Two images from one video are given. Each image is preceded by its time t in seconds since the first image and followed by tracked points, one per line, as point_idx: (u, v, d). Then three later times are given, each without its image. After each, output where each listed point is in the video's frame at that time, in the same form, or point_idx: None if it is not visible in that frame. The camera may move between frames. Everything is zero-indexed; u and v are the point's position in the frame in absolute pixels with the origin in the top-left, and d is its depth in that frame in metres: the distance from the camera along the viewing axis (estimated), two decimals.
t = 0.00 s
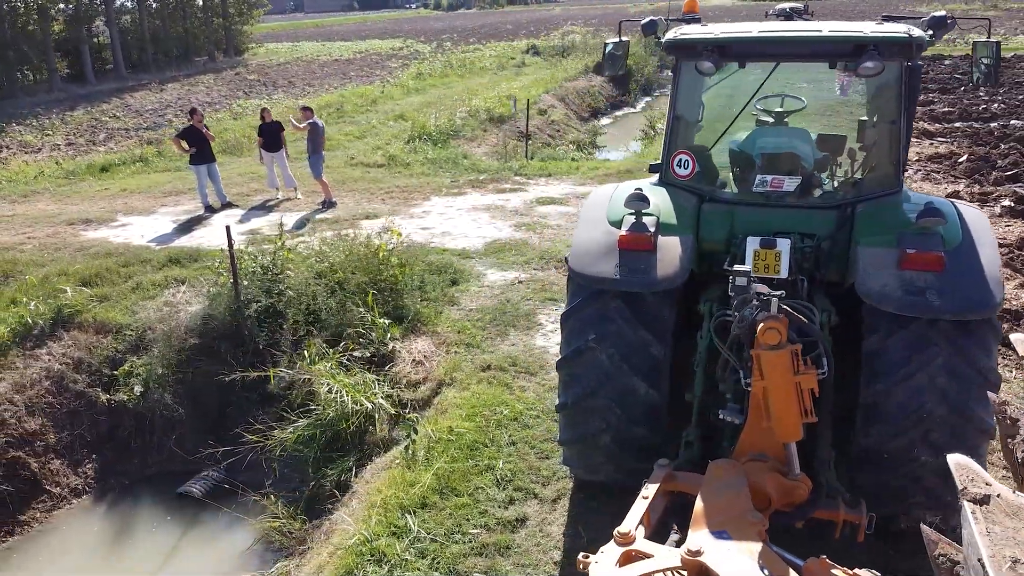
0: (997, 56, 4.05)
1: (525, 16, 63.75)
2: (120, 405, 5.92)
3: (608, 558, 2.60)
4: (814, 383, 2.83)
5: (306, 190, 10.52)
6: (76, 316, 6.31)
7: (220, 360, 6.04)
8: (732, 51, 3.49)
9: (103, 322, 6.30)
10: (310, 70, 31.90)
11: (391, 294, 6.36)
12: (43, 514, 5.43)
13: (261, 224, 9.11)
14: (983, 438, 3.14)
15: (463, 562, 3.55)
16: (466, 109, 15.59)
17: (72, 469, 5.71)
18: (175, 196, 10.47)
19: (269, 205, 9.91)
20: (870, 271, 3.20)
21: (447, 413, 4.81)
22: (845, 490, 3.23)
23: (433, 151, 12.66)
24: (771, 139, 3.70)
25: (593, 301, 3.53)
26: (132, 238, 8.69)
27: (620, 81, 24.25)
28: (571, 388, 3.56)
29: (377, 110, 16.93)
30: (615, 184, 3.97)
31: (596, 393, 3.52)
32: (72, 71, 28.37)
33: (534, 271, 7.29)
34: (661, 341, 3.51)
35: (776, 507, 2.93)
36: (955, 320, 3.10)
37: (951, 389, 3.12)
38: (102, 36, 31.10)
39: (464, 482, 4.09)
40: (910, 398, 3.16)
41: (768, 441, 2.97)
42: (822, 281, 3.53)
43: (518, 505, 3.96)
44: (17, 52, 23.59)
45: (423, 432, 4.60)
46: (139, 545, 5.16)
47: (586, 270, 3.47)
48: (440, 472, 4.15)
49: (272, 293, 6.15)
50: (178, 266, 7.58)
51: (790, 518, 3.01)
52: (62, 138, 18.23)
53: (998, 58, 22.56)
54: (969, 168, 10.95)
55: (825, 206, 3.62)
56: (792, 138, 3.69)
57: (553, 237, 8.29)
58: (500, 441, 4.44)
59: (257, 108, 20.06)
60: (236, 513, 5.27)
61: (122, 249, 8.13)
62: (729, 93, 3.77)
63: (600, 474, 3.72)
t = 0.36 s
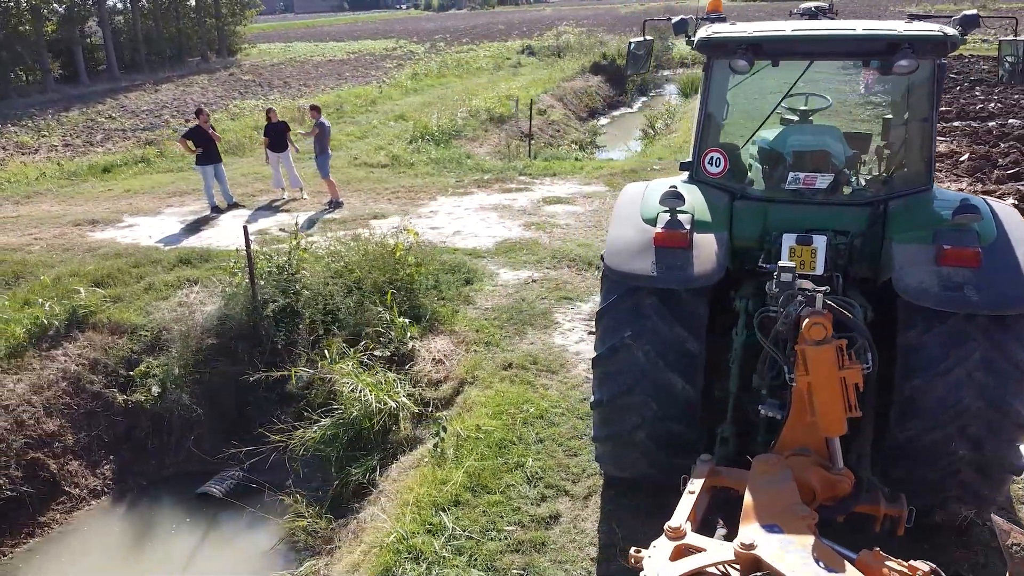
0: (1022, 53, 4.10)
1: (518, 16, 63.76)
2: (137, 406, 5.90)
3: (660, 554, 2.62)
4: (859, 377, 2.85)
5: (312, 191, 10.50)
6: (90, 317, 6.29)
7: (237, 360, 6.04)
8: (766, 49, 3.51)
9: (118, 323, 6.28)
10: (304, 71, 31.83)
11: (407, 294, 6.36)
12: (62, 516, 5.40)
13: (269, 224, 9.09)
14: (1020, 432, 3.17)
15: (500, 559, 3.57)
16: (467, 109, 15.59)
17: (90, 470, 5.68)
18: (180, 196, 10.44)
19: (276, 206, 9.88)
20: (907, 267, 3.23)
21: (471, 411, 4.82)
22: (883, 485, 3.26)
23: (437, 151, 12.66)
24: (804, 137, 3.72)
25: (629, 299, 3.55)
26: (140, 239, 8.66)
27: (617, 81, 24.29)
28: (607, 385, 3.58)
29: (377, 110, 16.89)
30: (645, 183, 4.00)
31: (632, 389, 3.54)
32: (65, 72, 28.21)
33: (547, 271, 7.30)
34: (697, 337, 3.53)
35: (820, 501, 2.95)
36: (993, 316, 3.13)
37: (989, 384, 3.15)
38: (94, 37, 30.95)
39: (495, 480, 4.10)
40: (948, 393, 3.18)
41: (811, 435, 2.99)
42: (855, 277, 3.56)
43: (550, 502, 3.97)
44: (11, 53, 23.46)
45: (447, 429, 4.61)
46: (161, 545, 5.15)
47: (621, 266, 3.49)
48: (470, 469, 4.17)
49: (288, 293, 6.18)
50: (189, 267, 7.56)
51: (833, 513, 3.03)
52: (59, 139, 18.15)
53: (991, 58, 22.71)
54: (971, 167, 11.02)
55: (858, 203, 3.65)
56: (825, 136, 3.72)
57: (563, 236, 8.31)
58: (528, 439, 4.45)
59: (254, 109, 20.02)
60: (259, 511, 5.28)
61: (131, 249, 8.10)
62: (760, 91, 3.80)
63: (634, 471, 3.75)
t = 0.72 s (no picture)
0: None
1: (509, 17, 63.78)
2: (154, 406, 5.87)
3: (713, 546, 2.64)
4: (904, 371, 2.87)
5: (317, 191, 10.46)
6: (104, 317, 6.25)
7: (254, 360, 6.03)
8: (799, 46, 3.53)
9: (132, 323, 6.24)
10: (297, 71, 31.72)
11: (423, 292, 6.36)
12: (80, 517, 5.36)
13: (276, 224, 9.07)
14: None
15: (537, 555, 3.57)
16: (466, 109, 15.58)
17: (108, 471, 5.64)
18: (184, 196, 10.38)
19: (281, 206, 9.84)
20: (944, 261, 3.26)
21: (496, 408, 4.82)
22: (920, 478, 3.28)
23: (439, 151, 12.65)
24: (834, 133, 3.74)
25: (664, 294, 3.57)
26: (147, 239, 8.61)
27: (612, 81, 24.33)
28: (642, 380, 3.60)
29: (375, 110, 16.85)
30: (676, 179, 4.02)
31: (668, 384, 3.56)
32: (56, 73, 28.01)
33: (559, 269, 7.31)
34: (732, 333, 3.55)
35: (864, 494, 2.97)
36: None
37: None
38: (85, 37, 30.74)
39: (526, 476, 4.11)
40: (985, 386, 3.21)
41: (854, 428, 3.02)
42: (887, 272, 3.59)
43: (582, 498, 3.98)
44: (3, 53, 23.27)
45: (474, 426, 4.62)
46: (183, 545, 5.13)
47: (657, 262, 3.50)
48: (500, 466, 4.17)
49: (305, 292, 6.17)
50: (198, 267, 7.52)
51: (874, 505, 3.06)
52: (54, 139, 18.03)
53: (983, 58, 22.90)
54: (971, 165, 11.09)
55: (890, 198, 3.67)
56: (855, 132, 3.74)
57: (572, 235, 8.32)
58: (555, 436, 4.46)
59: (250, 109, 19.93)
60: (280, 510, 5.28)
61: (139, 250, 8.05)
62: (790, 88, 3.82)
63: (667, 466, 3.76)
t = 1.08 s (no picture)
0: None
1: (498, 18, 63.76)
2: (169, 407, 5.84)
3: (767, 538, 2.66)
4: (948, 364, 2.90)
5: (320, 191, 10.43)
6: (117, 318, 6.21)
7: (270, 359, 6.01)
8: (832, 42, 3.55)
9: (144, 324, 6.20)
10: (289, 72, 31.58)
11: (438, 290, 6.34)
12: (99, 518, 5.32)
13: (282, 224, 9.04)
14: None
15: (575, 551, 3.58)
16: (465, 109, 15.57)
17: (125, 472, 5.60)
18: (186, 196, 10.32)
19: (285, 206, 9.81)
20: (980, 256, 3.29)
21: (520, 406, 4.83)
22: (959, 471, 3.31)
23: (440, 151, 12.63)
24: (865, 129, 3.76)
25: (700, 290, 3.59)
26: (153, 239, 8.57)
27: (606, 80, 24.37)
28: (678, 376, 3.62)
29: (372, 110, 16.79)
30: (707, 176, 4.05)
31: (704, 379, 3.58)
32: (45, 74, 27.78)
33: (570, 267, 7.32)
34: (768, 328, 3.57)
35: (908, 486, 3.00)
36: None
37: None
38: (74, 38, 30.51)
39: (557, 473, 4.11)
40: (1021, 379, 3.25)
41: (896, 421, 3.04)
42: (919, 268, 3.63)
43: (614, 494, 3.99)
44: None
45: (500, 423, 4.62)
46: (206, 545, 5.12)
47: (693, 256, 3.52)
48: (531, 463, 4.18)
49: (320, 291, 6.15)
50: (208, 267, 7.47)
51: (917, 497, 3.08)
52: (47, 140, 17.87)
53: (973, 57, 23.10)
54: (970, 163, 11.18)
55: (922, 194, 3.69)
56: (884, 128, 3.74)
57: (581, 233, 8.32)
58: (582, 433, 4.46)
59: (245, 110, 19.84)
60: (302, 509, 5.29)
61: (145, 250, 8.00)
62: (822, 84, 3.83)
63: (701, 461, 3.78)
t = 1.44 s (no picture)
0: None
1: (486, 18, 63.57)
2: (185, 409, 5.81)
3: (820, 532, 2.69)
4: (991, 358, 2.92)
5: (323, 191, 10.40)
6: (130, 320, 6.17)
7: (287, 360, 5.97)
8: (865, 42, 3.59)
9: (159, 325, 6.17)
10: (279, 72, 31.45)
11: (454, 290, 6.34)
12: (119, 521, 5.29)
13: (288, 224, 9.05)
14: None
15: (613, 547, 3.59)
16: (462, 109, 15.57)
17: (142, 474, 5.57)
18: (188, 197, 10.27)
19: (290, 206, 9.78)
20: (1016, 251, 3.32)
21: (545, 405, 4.84)
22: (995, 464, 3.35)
23: (441, 151, 12.62)
24: (896, 127, 3.79)
25: (735, 288, 3.61)
26: (159, 240, 8.56)
27: (599, 80, 24.42)
28: (714, 373, 3.64)
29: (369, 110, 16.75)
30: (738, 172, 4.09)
31: (741, 375, 3.60)
32: (34, 74, 27.54)
33: (582, 266, 7.33)
34: (803, 324, 3.60)
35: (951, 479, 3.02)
36: None
37: None
38: (63, 39, 30.26)
39: (588, 470, 4.13)
40: None
41: (938, 415, 3.07)
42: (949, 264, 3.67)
43: (647, 490, 4.01)
44: None
45: (528, 421, 4.63)
46: (228, 546, 5.11)
47: (729, 254, 3.55)
48: (562, 461, 4.19)
49: (336, 291, 6.13)
50: (217, 267, 7.44)
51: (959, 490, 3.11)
52: (40, 142, 17.72)
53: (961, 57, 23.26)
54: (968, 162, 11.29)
55: (953, 190, 3.72)
56: (914, 125, 3.77)
57: (589, 233, 8.35)
58: (610, 430, 4.48)
59: (239, 111, 19.74)
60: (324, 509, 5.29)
61: (153, 252, 7.96)
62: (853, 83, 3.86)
63: (734, 458, 3.80)
